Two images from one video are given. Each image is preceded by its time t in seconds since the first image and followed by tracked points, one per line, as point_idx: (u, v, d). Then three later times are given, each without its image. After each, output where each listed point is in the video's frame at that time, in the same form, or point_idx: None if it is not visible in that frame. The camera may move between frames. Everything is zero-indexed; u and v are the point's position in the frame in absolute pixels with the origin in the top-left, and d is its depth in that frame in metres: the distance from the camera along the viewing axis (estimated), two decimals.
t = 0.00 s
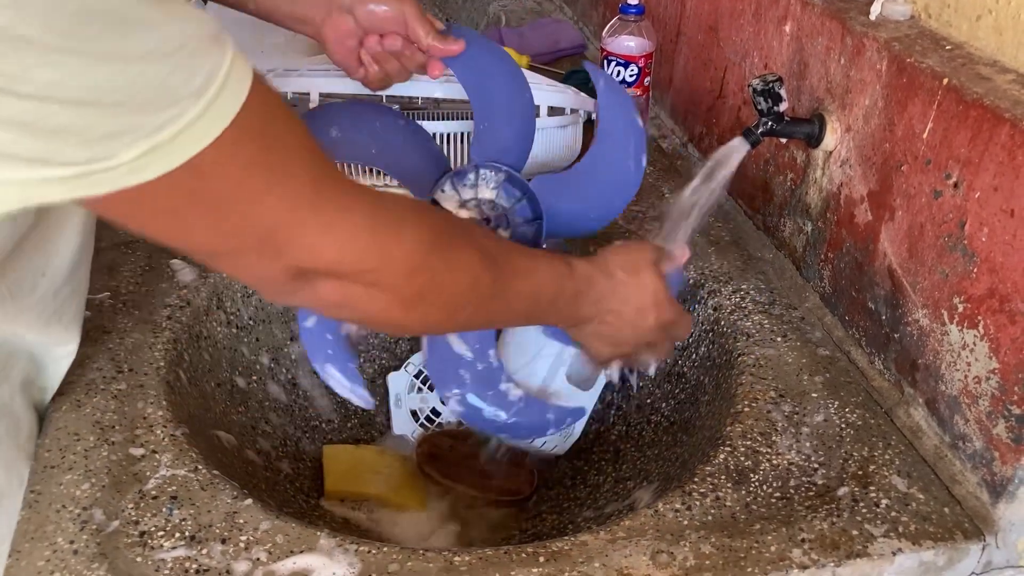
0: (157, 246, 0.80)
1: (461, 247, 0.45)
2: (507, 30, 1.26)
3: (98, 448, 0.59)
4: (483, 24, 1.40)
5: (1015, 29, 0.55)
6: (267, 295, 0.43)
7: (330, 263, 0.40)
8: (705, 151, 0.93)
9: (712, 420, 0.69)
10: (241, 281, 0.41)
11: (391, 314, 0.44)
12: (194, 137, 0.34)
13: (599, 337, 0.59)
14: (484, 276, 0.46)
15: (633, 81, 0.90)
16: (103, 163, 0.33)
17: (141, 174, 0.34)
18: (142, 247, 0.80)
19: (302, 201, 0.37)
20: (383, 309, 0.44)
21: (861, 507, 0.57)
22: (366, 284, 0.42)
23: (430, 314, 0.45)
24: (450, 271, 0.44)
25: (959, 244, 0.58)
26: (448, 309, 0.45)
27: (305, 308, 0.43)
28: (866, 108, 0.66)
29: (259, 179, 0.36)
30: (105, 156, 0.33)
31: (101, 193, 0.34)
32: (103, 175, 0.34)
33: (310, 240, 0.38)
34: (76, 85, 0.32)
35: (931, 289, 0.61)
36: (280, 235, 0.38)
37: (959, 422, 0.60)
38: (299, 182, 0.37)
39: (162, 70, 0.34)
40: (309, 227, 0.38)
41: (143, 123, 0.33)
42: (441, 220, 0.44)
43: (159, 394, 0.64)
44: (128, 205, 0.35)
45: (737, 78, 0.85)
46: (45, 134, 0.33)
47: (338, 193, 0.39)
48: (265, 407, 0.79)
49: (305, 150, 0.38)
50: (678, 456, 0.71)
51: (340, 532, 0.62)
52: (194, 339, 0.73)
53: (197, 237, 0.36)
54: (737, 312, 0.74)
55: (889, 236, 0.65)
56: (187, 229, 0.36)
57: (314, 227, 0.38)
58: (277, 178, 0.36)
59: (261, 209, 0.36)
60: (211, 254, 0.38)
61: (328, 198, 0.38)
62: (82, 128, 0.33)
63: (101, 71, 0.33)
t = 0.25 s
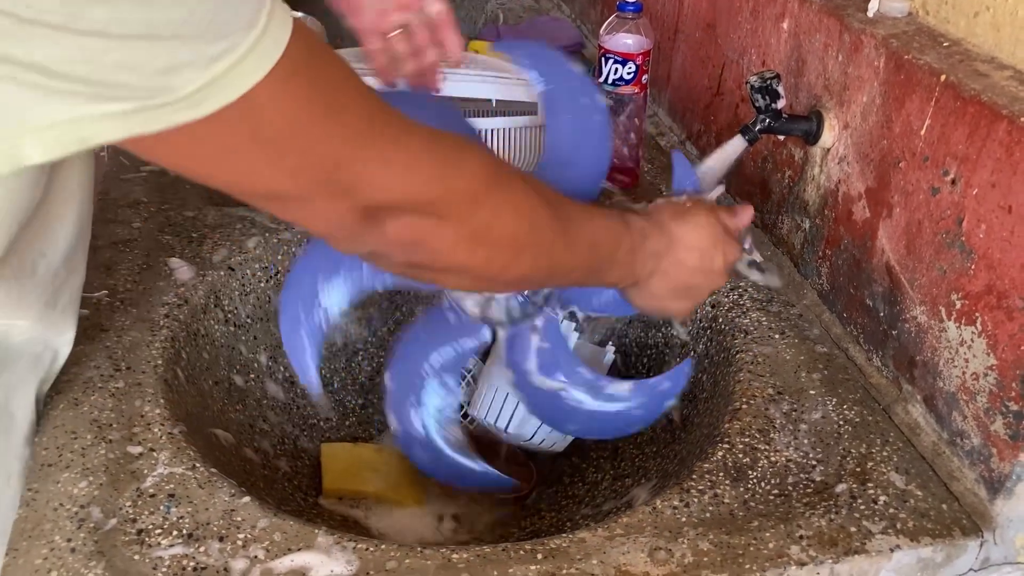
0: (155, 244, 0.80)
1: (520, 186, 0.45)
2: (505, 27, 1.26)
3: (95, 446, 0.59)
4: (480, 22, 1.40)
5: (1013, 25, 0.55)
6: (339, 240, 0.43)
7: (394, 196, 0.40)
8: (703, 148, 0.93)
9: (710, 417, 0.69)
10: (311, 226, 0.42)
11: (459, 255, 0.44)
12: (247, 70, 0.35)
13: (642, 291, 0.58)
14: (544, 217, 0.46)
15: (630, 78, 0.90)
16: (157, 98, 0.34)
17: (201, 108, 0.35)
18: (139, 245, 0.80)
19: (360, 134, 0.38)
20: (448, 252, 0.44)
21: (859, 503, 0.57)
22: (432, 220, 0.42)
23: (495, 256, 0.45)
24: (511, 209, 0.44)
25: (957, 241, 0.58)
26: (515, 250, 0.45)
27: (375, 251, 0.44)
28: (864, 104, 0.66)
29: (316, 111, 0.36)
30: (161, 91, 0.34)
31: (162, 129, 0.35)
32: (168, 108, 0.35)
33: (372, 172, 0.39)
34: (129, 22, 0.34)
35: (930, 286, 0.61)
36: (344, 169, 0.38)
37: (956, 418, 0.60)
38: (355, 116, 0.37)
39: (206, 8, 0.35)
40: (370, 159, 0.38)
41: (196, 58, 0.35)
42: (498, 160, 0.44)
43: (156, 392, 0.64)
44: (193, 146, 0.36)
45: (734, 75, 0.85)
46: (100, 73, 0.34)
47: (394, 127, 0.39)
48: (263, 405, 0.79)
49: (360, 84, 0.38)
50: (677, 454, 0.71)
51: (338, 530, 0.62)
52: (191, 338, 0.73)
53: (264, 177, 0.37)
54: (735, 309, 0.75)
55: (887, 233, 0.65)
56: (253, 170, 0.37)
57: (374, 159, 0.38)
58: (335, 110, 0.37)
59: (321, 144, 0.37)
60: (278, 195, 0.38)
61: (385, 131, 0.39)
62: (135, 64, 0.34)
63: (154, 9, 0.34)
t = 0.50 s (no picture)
0: (152, 243, 0.80)
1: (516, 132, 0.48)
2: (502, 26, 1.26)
3: (92, 445, 0.59)
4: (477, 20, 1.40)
5: (1010, 21, 0.55)
6: (353, 203, 0.45)
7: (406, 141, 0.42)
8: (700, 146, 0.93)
9: (708, 415, 0.69)
10: (327, 187, 0.43)
11: (483, 207, 0.47)
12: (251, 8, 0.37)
13: (647, 241, 0.63)
14: (548, 160, 0.50)
15: (628, 76, 0.90)
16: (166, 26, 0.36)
17: (205, 43, 0.36)
18: (136, 244, 0.80)
19: (372, 78, 0.40)
20: (463, 199, 0.46)
21: (857, 500, 0.57)
22: (442, 164, 0.44)
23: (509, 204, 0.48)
24: (522, 158, 0.48)
25: (954, 237, 0.58)
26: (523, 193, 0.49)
27: (391, 210, 0.46)
28: (861, 101, 0.66)
29: (330, 53, 0.38)
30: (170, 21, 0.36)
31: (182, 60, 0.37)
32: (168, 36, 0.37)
33: (384, 117, 0.41)
34: None
35: (927, 282, 0.61)
36: (354, 114, 0.40)
37: (954, 415, 0.60)
38: (365, 61, 0.40)
39: None
40: (380, 104, 0.41)
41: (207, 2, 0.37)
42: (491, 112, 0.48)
43: (153, 391, 0.64)
44: (202, 92, 0.37)
45: (732, 72, 0.85)
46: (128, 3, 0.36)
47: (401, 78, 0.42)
48: (260, 404, 0.79)
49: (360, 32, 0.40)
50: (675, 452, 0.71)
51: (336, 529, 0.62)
52: (188, 336, 0.72)
53: (280, 124, 0.38)
54: (732, 306, 0.74)
55: (885, 229, 0.65)
56: (270, 121, 0.38)
57: (385, 105, 0.41)
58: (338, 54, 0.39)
59: (329, 90, 0.39)
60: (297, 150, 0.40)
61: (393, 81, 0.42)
62: (151, 1, 0.37)
63: None
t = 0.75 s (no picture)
0: (150, 243, 0.80)
1: (484, 118, 0.47)
2: (501, 25, 1.26)
3: (90, 446, 0.59)
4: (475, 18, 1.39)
5: (1010, 18, 0.55)
6: (326, 215, 0.45)
7: (364, 150, 0.41)
8: (699, 145, 0.93)
9: (708, 414, 0.69)
10: (297, 201, 0.43)
11: (449, 200, 0.46)
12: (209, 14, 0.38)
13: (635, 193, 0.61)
14: (521, 147, 0.48)
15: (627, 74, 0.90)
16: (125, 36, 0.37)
17: (162, 53, 0.37)
18: (134, 244, 0.80)
19: (323, 95, 0.40)
20: (434, 196, 0.46)
21: (858, 499, 0.57)
22: (404, 168, 0.43)
23: (479, 190, 0.47)
24: (487, 140, 0.46)
25: (954, 235, 0.58)
26: (494, 177, 0.47)
27: (363, 217, 0.46)
28: (861, 99, 0.66)
29: (275, 77, 0.38)
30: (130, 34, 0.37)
31: (133, 68, 0.38)
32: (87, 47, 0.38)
33: (339, 131, 0.40)
34: None
35: (928, 280, 0.61)
36: (308, 125, 0.39)
37: (955, 413, 0.59)
38: (316, 79, 0.39)
39: None
40: (333, 118, 0.40)
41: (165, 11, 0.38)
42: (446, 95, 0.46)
43: (151, 392, 0.63)
44: (155, 101, 0.38)
45: (731, 70, 0.84)
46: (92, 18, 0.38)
47: (356, 84, 0.41)
48: (259, 404, 0.79)
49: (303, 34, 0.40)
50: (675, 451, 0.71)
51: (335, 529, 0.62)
52: (186, 337, 0.72)
53: (231, 140, 0.39)
54: (732, 305, 0.74)
55: (885, 227, 0.65)
56: (223, 133, 0.38)
57: (338, 120, 0.40)
58: (283, 72, 0.38)
59: (280, 103, 0.38)
60: (252, 168, 0.40)
61: (348, 90, 0.41)
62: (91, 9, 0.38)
63: None
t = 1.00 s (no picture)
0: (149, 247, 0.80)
1: (410, 222, 0.46)
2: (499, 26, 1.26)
3: (91, 450, 0.59)
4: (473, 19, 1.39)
5: (1005, 20, 0.55)
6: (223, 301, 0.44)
7: (275, 251, 0.41)
8: (697, 145, 0.93)
9: (706, 416, 0.69)
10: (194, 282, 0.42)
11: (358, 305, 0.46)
12: (131, 102, 0.36)
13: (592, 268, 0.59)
14: (441, 257, 0.48)
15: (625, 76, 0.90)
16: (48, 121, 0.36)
17: (81, 143, 0.36)
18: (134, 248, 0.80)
19: (242, 194, 0.39)
20: (342, 297, 0.45)
21: (856, 500, 0.57)
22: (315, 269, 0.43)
23: (390, 294, 0.47)
24: (409, 244, 0.46)
25: (951, 236, 0.58)
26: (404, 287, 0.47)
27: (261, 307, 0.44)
28: (858, 100, 0.66)
29: (197, 173, 0.38)
30: (51, 119, 0.36)
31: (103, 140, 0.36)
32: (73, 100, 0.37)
33: (245, 234, 0.40)
34: (25, 54, 0.36)
35: (925, 281, 0.61)
36: (201, 221, 0.39)
37: (952, 414, 0.60)
38: (238, 177, 0.39)
39: (100, 51, 0.37)
40: (237, 218, 0.39)
41: (86, 91, 0.36)
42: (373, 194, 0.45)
43: (152, 396, 0.64)
44: (72, 186, 0.37)
45: (728, 71, 0.85)
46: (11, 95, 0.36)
47: (280, 182, 0.40)
48: (259, 407, 0.79)
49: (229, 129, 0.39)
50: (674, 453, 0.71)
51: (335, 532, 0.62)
52: (186, 340, 0.72)
53: (137, 225, 0.38)
54: (730, 306, 0.75)
55: (882, 228, 0.65)
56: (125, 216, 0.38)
57: (252, 218, 0.39)
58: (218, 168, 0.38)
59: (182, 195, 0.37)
60: (149, 253, 0.39)
61: (268, 192, 0.40)
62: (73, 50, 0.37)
63: (46, 42, 0.36)
